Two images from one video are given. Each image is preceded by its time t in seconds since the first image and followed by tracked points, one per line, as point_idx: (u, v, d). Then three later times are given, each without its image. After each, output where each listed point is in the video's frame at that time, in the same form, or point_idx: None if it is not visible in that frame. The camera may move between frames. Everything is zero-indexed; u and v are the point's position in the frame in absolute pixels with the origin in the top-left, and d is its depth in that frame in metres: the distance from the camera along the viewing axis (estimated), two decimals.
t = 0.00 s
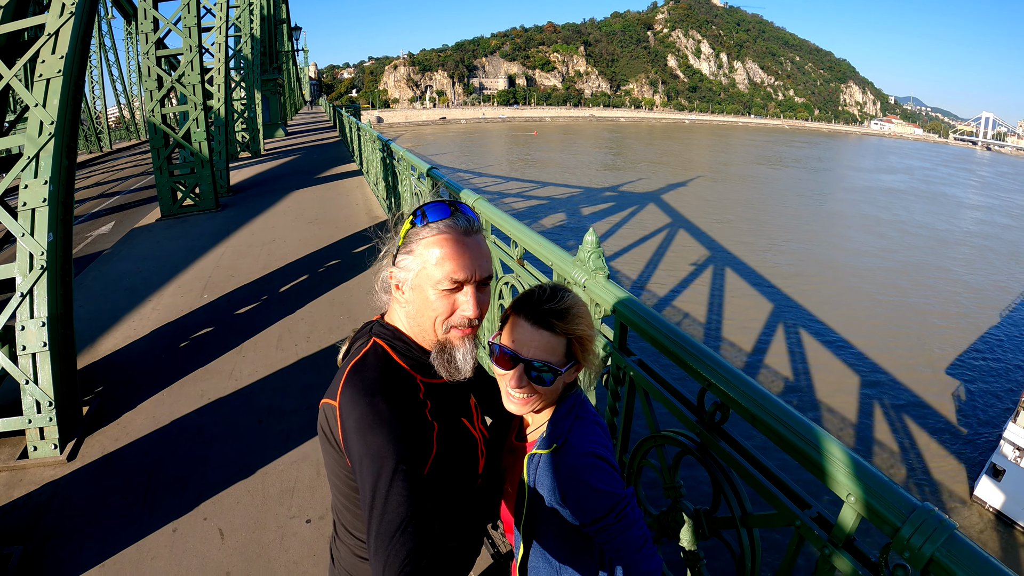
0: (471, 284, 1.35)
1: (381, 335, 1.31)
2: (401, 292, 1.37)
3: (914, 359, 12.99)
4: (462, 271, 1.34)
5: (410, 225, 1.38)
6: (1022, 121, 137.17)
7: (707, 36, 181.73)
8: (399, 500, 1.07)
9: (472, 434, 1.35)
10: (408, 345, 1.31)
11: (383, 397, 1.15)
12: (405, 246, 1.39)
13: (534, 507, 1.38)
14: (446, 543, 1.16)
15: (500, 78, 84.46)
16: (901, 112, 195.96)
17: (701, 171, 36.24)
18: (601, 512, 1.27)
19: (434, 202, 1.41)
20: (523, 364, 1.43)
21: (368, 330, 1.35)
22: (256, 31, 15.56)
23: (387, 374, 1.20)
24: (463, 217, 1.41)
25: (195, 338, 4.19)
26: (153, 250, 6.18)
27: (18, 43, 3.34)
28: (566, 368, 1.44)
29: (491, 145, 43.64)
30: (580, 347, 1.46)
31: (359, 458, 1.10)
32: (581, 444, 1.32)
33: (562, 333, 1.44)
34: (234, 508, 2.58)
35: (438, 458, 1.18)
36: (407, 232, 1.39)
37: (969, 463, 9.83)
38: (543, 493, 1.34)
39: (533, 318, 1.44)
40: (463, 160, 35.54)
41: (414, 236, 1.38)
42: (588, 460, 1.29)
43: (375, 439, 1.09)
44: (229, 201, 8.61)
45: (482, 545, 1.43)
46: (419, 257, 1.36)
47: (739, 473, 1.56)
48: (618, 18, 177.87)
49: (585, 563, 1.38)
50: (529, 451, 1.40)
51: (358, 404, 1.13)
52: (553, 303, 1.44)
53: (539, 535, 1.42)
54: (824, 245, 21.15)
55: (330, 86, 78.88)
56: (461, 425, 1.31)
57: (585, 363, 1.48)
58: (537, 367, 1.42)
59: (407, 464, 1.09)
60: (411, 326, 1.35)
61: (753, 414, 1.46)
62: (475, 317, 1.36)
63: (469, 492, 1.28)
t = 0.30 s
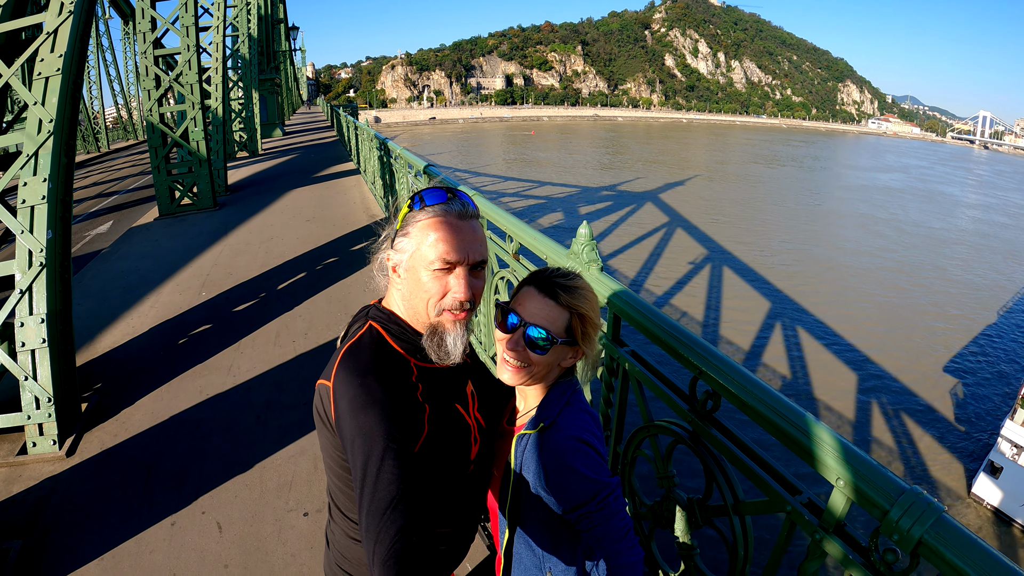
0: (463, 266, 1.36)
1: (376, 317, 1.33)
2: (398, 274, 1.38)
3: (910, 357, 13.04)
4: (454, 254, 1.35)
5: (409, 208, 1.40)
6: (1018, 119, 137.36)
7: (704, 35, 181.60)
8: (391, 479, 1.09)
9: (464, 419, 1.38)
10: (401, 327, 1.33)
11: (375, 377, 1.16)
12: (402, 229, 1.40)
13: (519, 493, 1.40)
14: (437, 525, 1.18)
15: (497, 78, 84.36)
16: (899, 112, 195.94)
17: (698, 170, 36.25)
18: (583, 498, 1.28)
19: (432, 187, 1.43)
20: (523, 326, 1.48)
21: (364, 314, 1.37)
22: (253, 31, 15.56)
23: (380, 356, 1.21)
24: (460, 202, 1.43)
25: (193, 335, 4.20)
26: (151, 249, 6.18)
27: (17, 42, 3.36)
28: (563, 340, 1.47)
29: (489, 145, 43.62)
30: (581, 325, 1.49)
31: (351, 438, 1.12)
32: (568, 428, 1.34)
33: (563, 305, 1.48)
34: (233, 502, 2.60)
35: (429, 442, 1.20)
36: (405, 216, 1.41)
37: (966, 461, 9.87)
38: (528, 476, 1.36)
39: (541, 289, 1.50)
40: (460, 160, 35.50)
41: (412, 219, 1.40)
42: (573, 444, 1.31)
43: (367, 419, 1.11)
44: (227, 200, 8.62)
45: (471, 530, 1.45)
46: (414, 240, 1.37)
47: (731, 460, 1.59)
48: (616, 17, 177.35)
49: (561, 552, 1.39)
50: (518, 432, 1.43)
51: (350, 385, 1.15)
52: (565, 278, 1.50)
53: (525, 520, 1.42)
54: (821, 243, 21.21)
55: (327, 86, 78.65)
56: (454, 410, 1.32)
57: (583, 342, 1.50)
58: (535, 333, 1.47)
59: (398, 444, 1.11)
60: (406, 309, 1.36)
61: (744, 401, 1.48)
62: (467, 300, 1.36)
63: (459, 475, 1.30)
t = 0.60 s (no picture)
0: (469, 289, 1.32)
1: (370, 325, 1.29)
2: (402, 282, 1.34)
3: (909, 358, 13.05)
4: (463, 275, 1.31)
5: (425, 218, 1.36)
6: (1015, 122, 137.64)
7: (702, 36, 181.87)
8: (381, 491, 1.07)
9: (461, 427, 1.35)
10: (394, 338, 1.29)
11: (366, 386, 1.14)
12: (414, 238, 1.36)
13: (524, 505, 1.39)
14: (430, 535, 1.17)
15: (496, 78, 84.39)
16: (897, 114, 195.98)
17: (696, 172, 36.27)
18: (590, 505, 1.27)
19: (452, 202, 1.38)
20: (534, 330, 1.47)
21: (357, 321, 1.33)
22: (252, 31, 15.53)
23: (372, 364, 1.19)
24: (479, 222, 1.39)
25: (192, 337, 4.19)
26: (150, 250, 6.17)
27: (16, 42, 3.35)
28: (575, 345, 1.46)
29: (487, 146, 43.62)
30: (592, 331, 1.49)
31: (342, 449, 1.10)
32: (578, 433, 1.32)
33: (576, 310, 1.47)
34: (233, 505, 2.59)
35: (422, 451, 1.18)
36: (420, 224, 1.36)
37: (965, 463, 9.88)
38: (536, 482, 1.35)
39: (553, 293, 1.48)
40: (459, 161, 35.50)
41: (426, 230, 1.36)
42: (582, 450, 1.29)
43: (359, 429, 1.09)
44: (226, 201, 8.60)
45: (469, 538, 1.43)
46: (425, 250, 1.33)
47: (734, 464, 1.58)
48: (614, 19, 177.81)
49: (573, 561, 1.37)
50: (526, 438, 1.42)
51: (340, 395, 1.13)
52: (578, 284, 1.50)
53: (529, 530, 1.40)
54: (818, 245, 21.26)
55: (326, 86, 78.59)
56: (448, 419, 1.30)
57: (593, 352, 1.50)
58: (547, 337, 1.46)
59: (389, 454, 1.09)
60: (403, 321, 1.32)
61: (749, 405, 1.47)
62: (465, 323, 1.32)
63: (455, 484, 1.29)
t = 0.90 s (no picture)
0: (471, 275, 1.30)
1: (371, 316, 1.27)
2: (401, 271, 1.33)
3: (908, 361, 13.05)
4: (465, 260, 1.29)
5: (421, 206, 1.34)
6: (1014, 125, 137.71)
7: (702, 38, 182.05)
8: (388, 483, 1.05)
9: (465, 418, 1.33)
10: (397, 328, 1.27)
11: (369, 377, 1.12)
12: (411, 226, 1.34)
13: (534, 492, 1.38)
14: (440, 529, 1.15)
15: (496, 79, 84.44)
16: (897, 116, 196.04)
17: (696, 173, 36.31)
18: (604, 488, 1.26)
19: (448, 188, 1.36)
20: (552, 315, 1.48)
21: (358, 312, 1.32)
22: (253, 31, 15.53)
23: (374, 355, 1.17)
24: (477, 206, 1.36)
25: (192, 334, 4.17)
26: (149, 248, 6.15)
27: (18, 37, 3.34)
28: (591, 330, 1.46)
29: (487, 146, 43.64)
30: (608, 315, 1.48)
31: (347, 441, 1.08)
32: (594, 415, 1.32)
33: (594, 294, 1.47)
34: (233, 502, 2.57)
35: (427, 442, 1.16)
36: (417, 212, 1.34)
37: (964, 465, 9.87)
38: (550, 466, 1.34)
39: (570, 278, 1.49)
40: (459, 161, 35.51)
41: (424, 217, 1.33)
42: (598, 432, 1.29)
43: (363, 423, 1.07)
44: (226, 200, 8.58)
45: (478, 531, 1.42)
46: (424, 238, 1.31)
47: (741, 457, 1.57)
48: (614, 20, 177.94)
49: (585, 551, 1.36)
50: (541, 421, 1.41)
51: (345, 386, 1.11)
52: (595, 269, 1.50)
53: (539, 519, 1.39)
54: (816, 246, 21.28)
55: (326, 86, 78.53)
56: (452, 408, 1.28)
57: (608, 336, 1.49)
58: (564, 322, 1.46)
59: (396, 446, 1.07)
60: (404, 310, 1.31)
61: (756, 397, 1.47)
62: (470, 309, 1.30)
63: (462, 476, 1.27)
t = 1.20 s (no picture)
0: (464, 247, 1.30)
1: (371, 300, 1.27)
2: (394, 254, 1.33)
3: (908, 362, 13.06)
4: (456, 233, 1.30)
5: (407, 186, 1.34)
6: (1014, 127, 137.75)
7: (703, 39, 182.01)
8: (396, 468, 1.05)
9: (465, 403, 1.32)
10: (397, 312, 1.27)
11: (372, 362, 1.11)
12: (401, 207, 1.35)
13: (531, 476, 1.38)
14: (443, 513, 1.15)
15: (497, 79, 84.45)
16: (897, 117, 195.95)
17: (696, 174, 36.30)
18: (599, 467, 1.27)
19: (433, 165, 1.37)
20: (545, 296, 1.49)
21: (358, 296, 1.31)
22: (253, 29, 15.53)
23: (376, 340, 1.16)
24: (461, 179, 1.37)
25: (191, 329, 4.18)
26: (150, 244, 6.15)
27: (19, 32, 3.34)
28: (581, 308, 1.47)
29: (488, 146, 43.66)
30: (600, 294, 1.49)
31: (349, 427, 1.08)
32: (590, 396, 1.33)
33: (585, 274, 1.48)
34: (231, 495, 2.58)
35: (431, 426, 1.16)
36: (405, 193, 1.35)
37: (963, 466, 9.88)
38: (547, 445, 1.34)
39: (561, 259, 1.51)
40: (459, 161, 35.49)
41: (411, 196, 1.34)
42: (593, 412, 1.30)
43: (369, 408, 1.07)
44: (226, 197, 8.59)
45: (476, 516, 1.43)
46: (414, 218, 1.32)
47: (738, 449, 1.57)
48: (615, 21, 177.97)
49: (579, 534, 1.36)
50: (537, 402, 1.42)
51: (347, 371, 1.10)
52: (585, 250, 1.51)
53: (537, 504, 1.40)
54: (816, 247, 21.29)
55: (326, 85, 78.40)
56: (452, 393, 1.28)
57: (602, 315, 1.49)
58: (559, 302, 1.47)
59: (400, 431, 1.07)
60: (403, 293, 1.31)
61: (751, 388, 1.48)
62: (467, 281, 1.31)
63: (462, 461, 1.27)
